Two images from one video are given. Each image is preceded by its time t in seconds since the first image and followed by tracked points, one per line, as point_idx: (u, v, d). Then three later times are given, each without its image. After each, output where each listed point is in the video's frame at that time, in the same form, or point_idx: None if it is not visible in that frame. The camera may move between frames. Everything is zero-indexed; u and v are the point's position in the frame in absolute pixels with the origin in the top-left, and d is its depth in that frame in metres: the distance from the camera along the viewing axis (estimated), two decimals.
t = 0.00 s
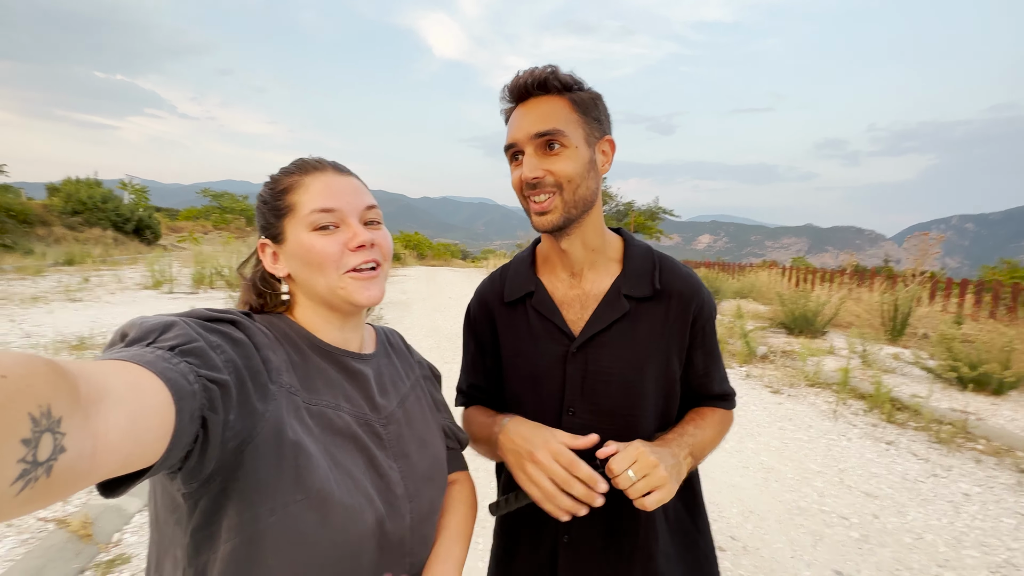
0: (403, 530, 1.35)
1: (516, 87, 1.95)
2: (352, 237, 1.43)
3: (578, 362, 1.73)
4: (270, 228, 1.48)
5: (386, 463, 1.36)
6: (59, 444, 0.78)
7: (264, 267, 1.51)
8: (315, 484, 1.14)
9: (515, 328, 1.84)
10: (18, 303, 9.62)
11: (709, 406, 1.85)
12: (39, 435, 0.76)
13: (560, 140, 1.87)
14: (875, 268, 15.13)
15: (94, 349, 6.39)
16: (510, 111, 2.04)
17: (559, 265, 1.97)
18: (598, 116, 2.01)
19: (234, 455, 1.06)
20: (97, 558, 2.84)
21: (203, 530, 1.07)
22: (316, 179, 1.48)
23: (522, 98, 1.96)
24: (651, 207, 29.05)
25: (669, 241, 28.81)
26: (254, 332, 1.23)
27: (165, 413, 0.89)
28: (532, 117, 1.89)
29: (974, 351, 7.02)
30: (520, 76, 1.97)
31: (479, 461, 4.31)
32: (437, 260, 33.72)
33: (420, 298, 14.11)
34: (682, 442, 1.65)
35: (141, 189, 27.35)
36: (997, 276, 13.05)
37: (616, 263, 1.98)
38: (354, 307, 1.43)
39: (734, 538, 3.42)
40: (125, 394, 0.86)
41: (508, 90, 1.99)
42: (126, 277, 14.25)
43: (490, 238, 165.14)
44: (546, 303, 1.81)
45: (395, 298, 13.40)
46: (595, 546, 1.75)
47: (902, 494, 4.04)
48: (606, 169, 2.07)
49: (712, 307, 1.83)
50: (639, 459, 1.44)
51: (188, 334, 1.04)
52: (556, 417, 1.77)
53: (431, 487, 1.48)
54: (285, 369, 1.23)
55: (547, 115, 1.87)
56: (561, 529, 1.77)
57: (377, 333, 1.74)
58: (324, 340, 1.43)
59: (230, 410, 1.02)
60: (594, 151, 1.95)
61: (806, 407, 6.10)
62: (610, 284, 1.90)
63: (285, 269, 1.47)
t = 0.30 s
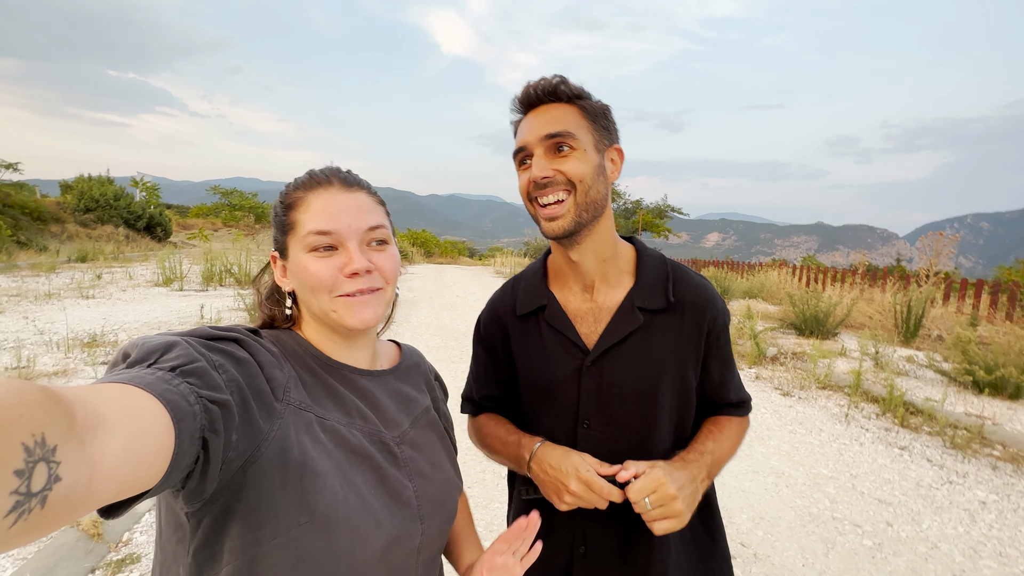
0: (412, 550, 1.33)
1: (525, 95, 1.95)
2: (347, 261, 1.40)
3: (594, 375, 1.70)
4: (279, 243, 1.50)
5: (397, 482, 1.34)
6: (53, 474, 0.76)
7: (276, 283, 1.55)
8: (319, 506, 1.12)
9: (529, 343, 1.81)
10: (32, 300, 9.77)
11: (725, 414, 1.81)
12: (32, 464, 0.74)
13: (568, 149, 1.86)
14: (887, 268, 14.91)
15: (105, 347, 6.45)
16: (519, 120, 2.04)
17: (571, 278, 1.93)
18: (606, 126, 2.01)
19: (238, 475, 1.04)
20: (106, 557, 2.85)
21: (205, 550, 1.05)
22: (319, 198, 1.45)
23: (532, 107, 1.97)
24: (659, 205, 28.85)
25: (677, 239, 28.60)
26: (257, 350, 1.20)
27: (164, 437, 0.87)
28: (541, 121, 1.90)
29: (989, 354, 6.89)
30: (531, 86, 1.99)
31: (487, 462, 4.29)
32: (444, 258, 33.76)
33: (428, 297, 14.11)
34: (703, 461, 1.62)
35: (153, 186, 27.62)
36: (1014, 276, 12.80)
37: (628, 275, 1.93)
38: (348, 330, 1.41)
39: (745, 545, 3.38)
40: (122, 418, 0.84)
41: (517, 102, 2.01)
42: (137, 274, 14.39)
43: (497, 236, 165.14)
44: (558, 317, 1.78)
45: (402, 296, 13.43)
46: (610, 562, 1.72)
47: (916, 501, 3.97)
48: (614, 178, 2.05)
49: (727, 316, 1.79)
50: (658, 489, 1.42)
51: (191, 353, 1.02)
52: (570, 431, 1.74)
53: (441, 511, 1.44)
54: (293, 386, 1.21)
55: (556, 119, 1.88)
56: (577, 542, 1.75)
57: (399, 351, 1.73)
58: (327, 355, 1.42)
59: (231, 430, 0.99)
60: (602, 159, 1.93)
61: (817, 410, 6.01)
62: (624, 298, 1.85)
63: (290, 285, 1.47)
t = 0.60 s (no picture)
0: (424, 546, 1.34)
1: (564, 86, 1.97)
2: (344, 268, 1.42)
3: (610, 363, 1.72)
4: (276, 250, 1.50)
5: (407, 477, 1.35)
6: (72, 469, 0.77)
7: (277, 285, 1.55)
8: (329, 500, 1.13)
9: (550, 329, 1.88)
10: (10, 295, 9.54)
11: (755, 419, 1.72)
12: (52, 460, 0.75)
13: (587, 150, 1.86)
14: (870, 267, 15.22)
15: (88, 344, 6.33)
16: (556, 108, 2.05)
17: (595, 265, 1.98)
18: (638, 127, 1.97)
19: (250, 470, 1.05)
20: (93, 557, 2.81)
21: (222, 545, 1.06)
22: (309, 205, 1.44)
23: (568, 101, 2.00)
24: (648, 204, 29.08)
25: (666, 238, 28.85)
26: (265, 348, 1.21)
27: (176, 434, 0.89)
28: (570, 115, 1.92)
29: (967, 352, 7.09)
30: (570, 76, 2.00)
31: (478, 459, 4.31)
32: (434, 255, 33.64)
33: (417, 294, 14.07)
34: (719, 461, 1.59)
35: (135, 179, 27.06)
36: (991, 276, 13.15)
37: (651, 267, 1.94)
38: (351, 334, 1.45)
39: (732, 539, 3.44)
40: (135, 416, 0.85)
41: (555, 94, 2.03)
42: (119, 269, 14.11)
43: (486, 233, 164.86)
44: (580, 304, 1.84)
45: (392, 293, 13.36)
46: (621, 558, 1.72)
47: (896, 494, 4.08)
48: (636, 181, 1.97)
49: (757, 308, 1.73)
50: (655, 479, 1.45)
51: (200, 351, 1.04)
52: (587, 419, 1.78)
53: (450, 505, 1.46)
54: (303, 382, 1.23)
55: (583, 115, 1.89)
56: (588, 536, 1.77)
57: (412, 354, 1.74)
58: (340, 352, 1.46)
59: (242, 426, 1.01)
60: (624, 159, 1.89)
61: (801, 407, 6.14)
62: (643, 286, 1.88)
63: (291, 290, 1.49)
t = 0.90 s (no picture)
0: (419, 541, 1.33)
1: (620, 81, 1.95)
2: (356, 263, 1.42)
3: (632, 357, 1.73)
4: (285, 239, 1.49)
5: (403, 471, 1.34)
6: (71, 455, 0.78)
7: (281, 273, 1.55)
8: (322, 493, 1.13)
9: (575, 321, 1.93)
10: (13, 295, 9.56)
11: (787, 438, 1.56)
12: (51, 445, 0.76)
13: (636, 150, 1.85)
14: (872, 271, 15.19)
15: (89, 343, 6.34)
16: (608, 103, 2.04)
17: (623, 261, 1.98)
18: (688, 132, 1.94)
19: (244, 461, 1.05)
20: (92, 555, 2.81)
21: (214, 537, 1.06)
22: (325, 199, 1.44)
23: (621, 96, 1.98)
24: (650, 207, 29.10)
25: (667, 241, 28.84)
26: (264, 339, 1.21)
27: (177, 423, 0.89)
28: (622, 112, 1.90)
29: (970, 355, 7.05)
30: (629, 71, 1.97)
31: (478, 460, 4.29)
32: (435, 257, 33.69)
33: (418, 295, 14.09)
34: (714, 466, 1.50)
35: (138, 181, 27.16)
36: (994, 280, 13.10)
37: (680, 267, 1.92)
38: (356, 329, 1.45)
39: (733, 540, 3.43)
40: (134, 403, 0.86)
41: (610, 87, 2.02)
42: (122, 270, 14.16)
43: (488, 236, 165.06)
44: (605, 298, 1.87)
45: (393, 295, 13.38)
46: (640, 556, 1.66)
47: (899, 497, 4.06)
48: (677, 187, 1.95)
49: (792, 309, 1.65)
50: (618, 482, 1.46)
51: (200, 341, 1.04)
52: (609, 412, 1.79)
53: (449, 500, 1.45)
54: (300, 374, 1.23)
55: (636, 114, 1.88)
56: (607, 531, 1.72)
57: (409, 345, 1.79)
58: (342, 346, 1.46)
59: (240, 415, 1.01)
60: (669, 165, 1.87)
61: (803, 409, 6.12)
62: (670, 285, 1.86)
63: (297, 280, 1.49)
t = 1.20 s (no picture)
0: (424, 539, 1.34)
1: (651, 86, 1.98)
2: (365, 260, 1.44)
3: (645, 358, 1.75)
4: (291, 237, 1.50)
5: (409, 468, 1.36)
6: (82, 453, 0.79)
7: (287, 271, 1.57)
8: (329, 490, 1.13)
9: (586, 319, 1.96)
10: (4, 297, 9.47)
11: (789, 453, 1.57)
12: (63, 444, 0.77)
13: (671, 153, 1.88)
14: (864, 274, 15.33)
15: (82, 345, 6.29)
16: (636, 108, 2.06)
17: (643, 263, 1.99)
18: (717, 134, 1.97)
19: (252, 458, 1.06)
20: (87, 557, 2.80)
21: (223, 532, 1.07)
22: (333, 195, 1.45)
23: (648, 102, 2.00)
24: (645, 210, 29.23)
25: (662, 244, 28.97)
26: (272, 337, 1.22)
27: (185, 420, 0.90)
28: (652, 119, 1.93)
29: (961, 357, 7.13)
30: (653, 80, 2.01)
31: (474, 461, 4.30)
32: (431, 259, 33.68)
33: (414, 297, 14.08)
34: (702, 466, 1.53)
35: (132, 182, 26.98)
36: (985, 284, 13.26)
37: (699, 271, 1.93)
38: (364, 327, 1.46)
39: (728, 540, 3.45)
40: (144, 402, 0.87)
41: (636, 95, 2.04)
42: (115, 271, 14.06)
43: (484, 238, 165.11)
44: (621, 299, 1.89)
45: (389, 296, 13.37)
46: (639, 554, 1.69)
47: (892, 497, 4.10)
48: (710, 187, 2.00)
49: (807, 324, 1.65)
50: (607, 488, 1.50)
51: (208, 340, 1.05)
52: (617, 411, 1.81)
53: (454, 499, 1.46)
54: (307, 372, 1.25)
55: (666, 120, 1.91)
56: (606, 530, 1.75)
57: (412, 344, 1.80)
58: (350, 344, 1.48)
59: (248, 414, 1.02)
60: (701, 167, 1.91)
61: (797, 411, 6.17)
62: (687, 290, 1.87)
63: (304, 278, 1.50)
